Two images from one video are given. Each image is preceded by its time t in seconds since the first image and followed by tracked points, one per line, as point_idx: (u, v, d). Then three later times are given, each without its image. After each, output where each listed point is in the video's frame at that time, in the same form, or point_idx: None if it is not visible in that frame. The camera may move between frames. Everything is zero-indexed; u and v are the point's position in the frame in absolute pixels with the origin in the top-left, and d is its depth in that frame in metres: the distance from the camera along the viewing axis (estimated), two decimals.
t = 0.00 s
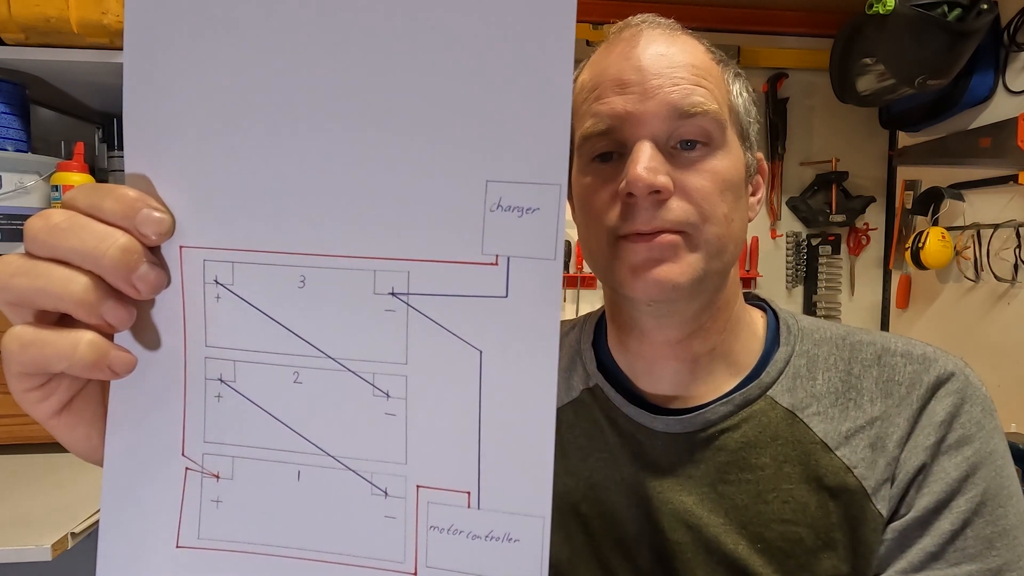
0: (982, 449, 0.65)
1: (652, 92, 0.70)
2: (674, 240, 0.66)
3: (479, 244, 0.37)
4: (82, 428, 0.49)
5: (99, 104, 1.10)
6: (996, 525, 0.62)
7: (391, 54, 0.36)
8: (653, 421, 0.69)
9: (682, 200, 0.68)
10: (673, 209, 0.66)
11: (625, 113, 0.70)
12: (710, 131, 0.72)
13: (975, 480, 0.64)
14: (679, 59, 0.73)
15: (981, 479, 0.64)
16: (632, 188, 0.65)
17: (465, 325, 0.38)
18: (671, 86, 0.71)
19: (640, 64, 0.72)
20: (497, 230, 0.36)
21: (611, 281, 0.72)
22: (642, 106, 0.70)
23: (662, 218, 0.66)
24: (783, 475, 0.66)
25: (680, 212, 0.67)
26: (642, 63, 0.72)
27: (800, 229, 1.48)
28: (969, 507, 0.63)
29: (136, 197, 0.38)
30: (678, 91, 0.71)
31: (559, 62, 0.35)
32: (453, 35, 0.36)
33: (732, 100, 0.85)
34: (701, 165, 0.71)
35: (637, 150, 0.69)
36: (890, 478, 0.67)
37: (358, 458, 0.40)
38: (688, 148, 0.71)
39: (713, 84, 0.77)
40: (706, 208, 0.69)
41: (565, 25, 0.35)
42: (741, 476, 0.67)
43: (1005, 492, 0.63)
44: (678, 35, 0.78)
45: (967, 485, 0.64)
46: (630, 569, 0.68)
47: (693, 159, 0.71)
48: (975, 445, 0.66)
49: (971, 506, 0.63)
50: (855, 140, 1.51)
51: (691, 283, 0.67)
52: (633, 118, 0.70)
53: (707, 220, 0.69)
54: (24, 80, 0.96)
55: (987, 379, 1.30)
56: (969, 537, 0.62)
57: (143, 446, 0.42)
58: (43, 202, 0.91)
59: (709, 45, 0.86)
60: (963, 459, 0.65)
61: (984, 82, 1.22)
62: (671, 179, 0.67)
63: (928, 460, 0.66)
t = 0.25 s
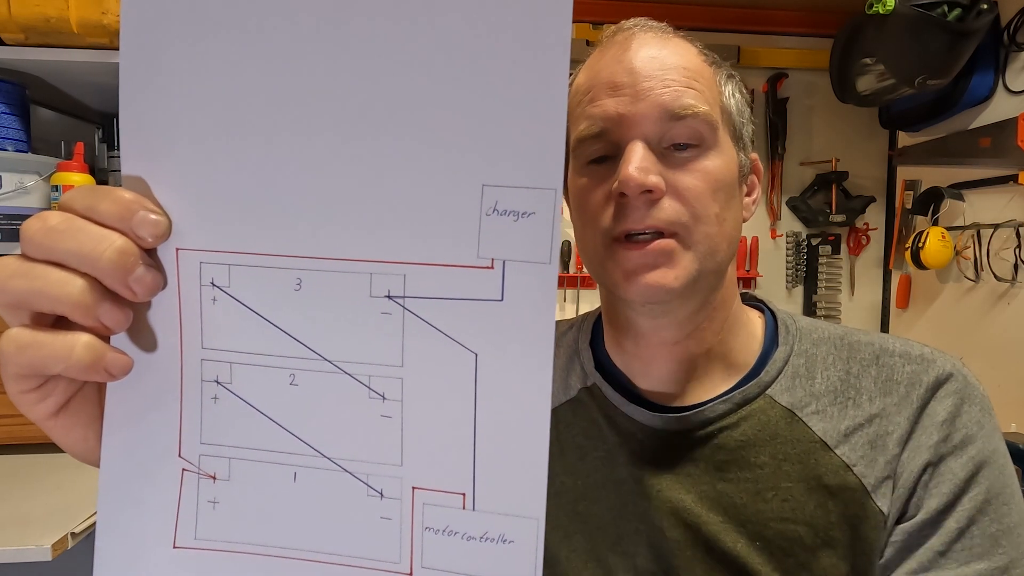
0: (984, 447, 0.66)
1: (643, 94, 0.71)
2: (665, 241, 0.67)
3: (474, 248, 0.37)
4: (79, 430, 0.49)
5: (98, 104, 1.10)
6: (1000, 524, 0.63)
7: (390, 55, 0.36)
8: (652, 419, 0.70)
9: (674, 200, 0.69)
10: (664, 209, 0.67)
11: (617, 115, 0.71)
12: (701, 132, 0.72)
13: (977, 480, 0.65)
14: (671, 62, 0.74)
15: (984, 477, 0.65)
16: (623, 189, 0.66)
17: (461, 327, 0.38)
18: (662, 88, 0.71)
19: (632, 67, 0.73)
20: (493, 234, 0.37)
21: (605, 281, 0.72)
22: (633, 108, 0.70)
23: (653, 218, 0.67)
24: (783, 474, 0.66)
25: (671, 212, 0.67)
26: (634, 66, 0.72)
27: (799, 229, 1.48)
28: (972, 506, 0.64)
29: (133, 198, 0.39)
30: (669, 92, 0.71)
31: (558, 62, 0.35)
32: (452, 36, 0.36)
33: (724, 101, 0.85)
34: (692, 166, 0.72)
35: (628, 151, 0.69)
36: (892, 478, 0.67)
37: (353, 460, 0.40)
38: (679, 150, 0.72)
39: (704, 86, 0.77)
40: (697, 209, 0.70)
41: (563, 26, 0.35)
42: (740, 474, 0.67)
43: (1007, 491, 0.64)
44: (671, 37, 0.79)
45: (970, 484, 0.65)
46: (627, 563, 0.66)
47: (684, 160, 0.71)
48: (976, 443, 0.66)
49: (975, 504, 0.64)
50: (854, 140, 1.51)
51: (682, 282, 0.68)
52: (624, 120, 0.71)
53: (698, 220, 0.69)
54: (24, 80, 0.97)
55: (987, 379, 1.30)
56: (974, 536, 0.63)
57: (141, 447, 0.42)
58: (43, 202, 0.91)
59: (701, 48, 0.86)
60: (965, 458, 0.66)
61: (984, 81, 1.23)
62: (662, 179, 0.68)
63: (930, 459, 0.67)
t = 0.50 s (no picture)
0: (975, 422, 0.67)
1: (644, 95, 0.70)
2: (667, 241, 0.67)
3: (480, 247, 0.37)
4: (80, 431, 0.49)
5: (98, 104, 1.09)
6: (1003, 494, 0.61)
7: (390, 55, 0.36)
8: (651, 413, 0.72)
9: (674, 200, 0.69)
10: (664, 209, 0.67)
11: (618, 116, 0.70)
12: (701, 133, 0.72)
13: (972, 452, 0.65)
14: (671, 63, 0.74)
15: (977, 449, 0.65)
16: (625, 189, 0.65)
17: (464, 328, 0.38)
18: (662, 88, 0.71)
19: (632, 68, 0.72)
20: (498, 233, 0.36)
21: (607, 281, 0.72)
22: (634, 109, 0.70)
23: (654, 218, 0.67)
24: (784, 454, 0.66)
25: (671, 212, 0.67)
26: (635, 67, 0.72)
27: (800, 229, 1.47)
28: (971, 477, 0.63)
29: (134, 199, 0.38)
30: (670, 93, 0.71)
31: (558, 62, 0.34)
32: (452, 35, 0.36)
33: (723, 103, 0.85)
34: (692, 167, 0.71)
35: (630, 152, 0.69)
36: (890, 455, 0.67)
37: (358, 461, 0.40)
38: (678, 151, 0.72)
39: (704, 87, 0.77)
40: (697, 210, 0.70)
41: (564, 26, 0.34)
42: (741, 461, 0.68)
43: (1005, 462, 0.64)
44: (670, 39, 0.79)
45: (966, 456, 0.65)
46: (628, 558, 0.66)
47: (684, 160, 0.71)
48: (966, 419, 0.68)
49: (971, 474, 0.63)
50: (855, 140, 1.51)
51: (683, 282, 0.68)
52: (625, 120, 0.71)
53: (697, 221, 0.69)
54: (24, 80, 0.96)
55: (988, 379, 1.29)
56: (977, 506, 0.61)
57: (141, 448, 0.41)
58: (43, 202, 0.91)
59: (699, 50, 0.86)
60: (959, 433, 0.67)
61: (984, 81, 1.22)
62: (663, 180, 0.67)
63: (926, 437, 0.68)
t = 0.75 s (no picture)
0: (969, 407, 0.69)
1: (647, 94, 0.72)
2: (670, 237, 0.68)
3: (480, 248, 0.37)
4: (82, 432, 0.49)
5: (98, 104, 1.09)
6: (999, 476, 0.61)
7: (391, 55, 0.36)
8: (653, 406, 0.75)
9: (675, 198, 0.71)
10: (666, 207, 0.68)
11: (622, 114, 0.72)
12: (704, 132, 0.73)
13: (968, 436, 0.66)
14: (674, 63, 0.75)
15: (972, 431, 0.66)
16: (628, 185, 0.67)
17: (465, 328, 0.38)
18: (666, 88, 0.73)
19: (636, 67, 0.74)
20: (498, 234, 0.36)
21: (609, 279, 0.73)
22: (638, 108, 0.72)
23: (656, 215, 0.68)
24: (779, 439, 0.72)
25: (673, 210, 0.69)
26: (639, 66, 0.74)
27: (800, 229, 1.48)
28: (964, 457, 0.64)
29: (135, 200, 0.38)
30: (673, 92, 0.72)
31: (558, 64, 0.34)
32: (452, 37, 0.36)
33: (725, 104, 0.85)
34: (693, 165, 0.73)
35: (633, 150, 0.71)
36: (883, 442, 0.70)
37: (359, 461, 0.40)
38: (680, 150, 0.74)
39: (707, 87, 0.78)
40: (698, 207, 0.73)
41: (565, 27, 0.34)
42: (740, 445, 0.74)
43: (1002, 446, 0.64)
44: (674, 41, 0.81)
45: (961, 440, 0.66)
46: (627, 555, 0.66)
47: (686, 159, 0.73)
48: (961, 405, 0.70)
49: (965, 455, 0.64)
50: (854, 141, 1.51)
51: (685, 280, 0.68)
52: (629, 119, 0.72)
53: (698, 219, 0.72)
54: (24, 80, 0.96)
55: (988, 379, 1.29)
56: (972, 485, 0.61)
57: (143, 447, 0.42)
58: (43, 202, 0.91)
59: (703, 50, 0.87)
60: (954, 419, 0.68)
61: (984, 81, 1.22)
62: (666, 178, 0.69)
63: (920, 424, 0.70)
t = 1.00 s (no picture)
0: (965, 397, 0.69)
1: (648, 93, 0.72)
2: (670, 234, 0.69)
3: (485, 242, 0.37)
4: (88, 422, 0.49)
5: (98, 104, 1.10)
6: (996, 464, 0.61)
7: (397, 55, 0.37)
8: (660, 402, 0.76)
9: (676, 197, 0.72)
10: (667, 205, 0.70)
11: (623, 113, 0.73)
12: (704, 131, 0.74)
13: (964, 425, 0.66)
14: (675, 63, 0.76)
15: (967, 420, 0.66)
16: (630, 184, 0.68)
17: (469, 323, 0.38)
18: (667, 88, 0.73)
19: (637, 67, 0.74)
20: (503, 229, 0.37)
21: (611, 278, 0.73)
22: (639, 108, 0.72)
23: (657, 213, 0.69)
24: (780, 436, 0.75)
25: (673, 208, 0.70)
26: (640, 66, 0.74)
27: (800, 229, 1.48)
28: (959, 446, 0.64)
29: (143, 192, 0.39)
30: (673, 92, 0.73)
31: (562, 62, 0.35)
32: (456, 34, 0.36)
33: (726, 104, 0.86)
34: (694, 164, 0.74)
35: (634, 148, 0.72)
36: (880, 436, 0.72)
37: (363, 452, 0.40)
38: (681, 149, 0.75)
39: (707, 87, 0.79)
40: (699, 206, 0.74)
41: (569, 26, 0.35)
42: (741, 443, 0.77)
43: (998, 435, 0.64)
44: (674, 41, 0.81)
45: (958, 428, 0.66)
46: (627, 552, 0.66)
47: (686, 158, 0.74)
48: (956, 395, 0.70)
49: (961, 444, 0.64)
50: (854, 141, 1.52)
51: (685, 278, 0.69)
52: (630, 119, 0.73)
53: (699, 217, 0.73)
54: (23, 80, 0.96)
55: (988, 378, 1.29)
56: (969, 473, 0.61)
57: (148, 438, 0.42)
58: (42, 202, 0.92)
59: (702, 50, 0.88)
60: (950, 408, 0.69)
61: (984, 82, 1.23)
62: (667, 176, 0.70)
63: (918, 415, 0.71)
